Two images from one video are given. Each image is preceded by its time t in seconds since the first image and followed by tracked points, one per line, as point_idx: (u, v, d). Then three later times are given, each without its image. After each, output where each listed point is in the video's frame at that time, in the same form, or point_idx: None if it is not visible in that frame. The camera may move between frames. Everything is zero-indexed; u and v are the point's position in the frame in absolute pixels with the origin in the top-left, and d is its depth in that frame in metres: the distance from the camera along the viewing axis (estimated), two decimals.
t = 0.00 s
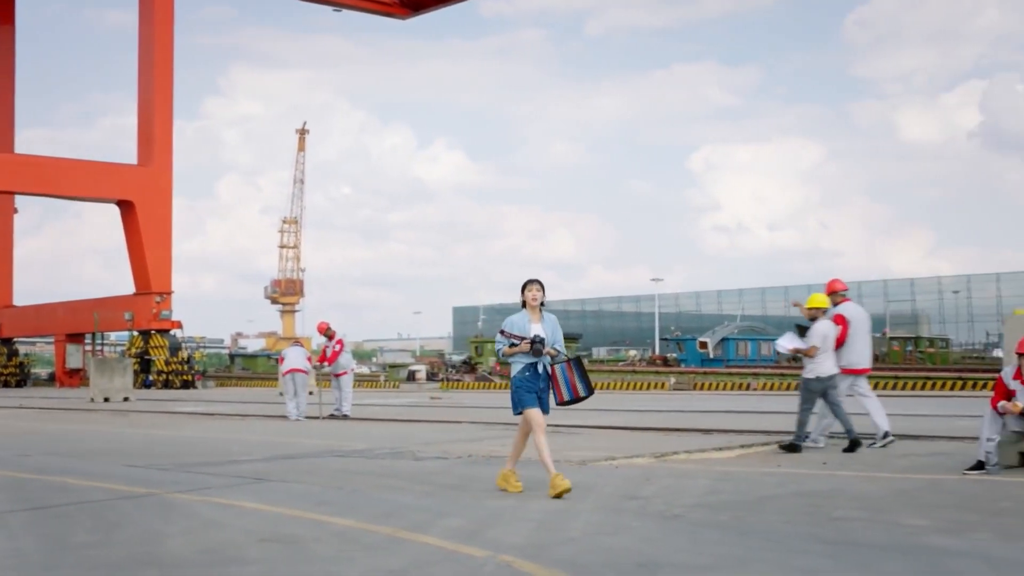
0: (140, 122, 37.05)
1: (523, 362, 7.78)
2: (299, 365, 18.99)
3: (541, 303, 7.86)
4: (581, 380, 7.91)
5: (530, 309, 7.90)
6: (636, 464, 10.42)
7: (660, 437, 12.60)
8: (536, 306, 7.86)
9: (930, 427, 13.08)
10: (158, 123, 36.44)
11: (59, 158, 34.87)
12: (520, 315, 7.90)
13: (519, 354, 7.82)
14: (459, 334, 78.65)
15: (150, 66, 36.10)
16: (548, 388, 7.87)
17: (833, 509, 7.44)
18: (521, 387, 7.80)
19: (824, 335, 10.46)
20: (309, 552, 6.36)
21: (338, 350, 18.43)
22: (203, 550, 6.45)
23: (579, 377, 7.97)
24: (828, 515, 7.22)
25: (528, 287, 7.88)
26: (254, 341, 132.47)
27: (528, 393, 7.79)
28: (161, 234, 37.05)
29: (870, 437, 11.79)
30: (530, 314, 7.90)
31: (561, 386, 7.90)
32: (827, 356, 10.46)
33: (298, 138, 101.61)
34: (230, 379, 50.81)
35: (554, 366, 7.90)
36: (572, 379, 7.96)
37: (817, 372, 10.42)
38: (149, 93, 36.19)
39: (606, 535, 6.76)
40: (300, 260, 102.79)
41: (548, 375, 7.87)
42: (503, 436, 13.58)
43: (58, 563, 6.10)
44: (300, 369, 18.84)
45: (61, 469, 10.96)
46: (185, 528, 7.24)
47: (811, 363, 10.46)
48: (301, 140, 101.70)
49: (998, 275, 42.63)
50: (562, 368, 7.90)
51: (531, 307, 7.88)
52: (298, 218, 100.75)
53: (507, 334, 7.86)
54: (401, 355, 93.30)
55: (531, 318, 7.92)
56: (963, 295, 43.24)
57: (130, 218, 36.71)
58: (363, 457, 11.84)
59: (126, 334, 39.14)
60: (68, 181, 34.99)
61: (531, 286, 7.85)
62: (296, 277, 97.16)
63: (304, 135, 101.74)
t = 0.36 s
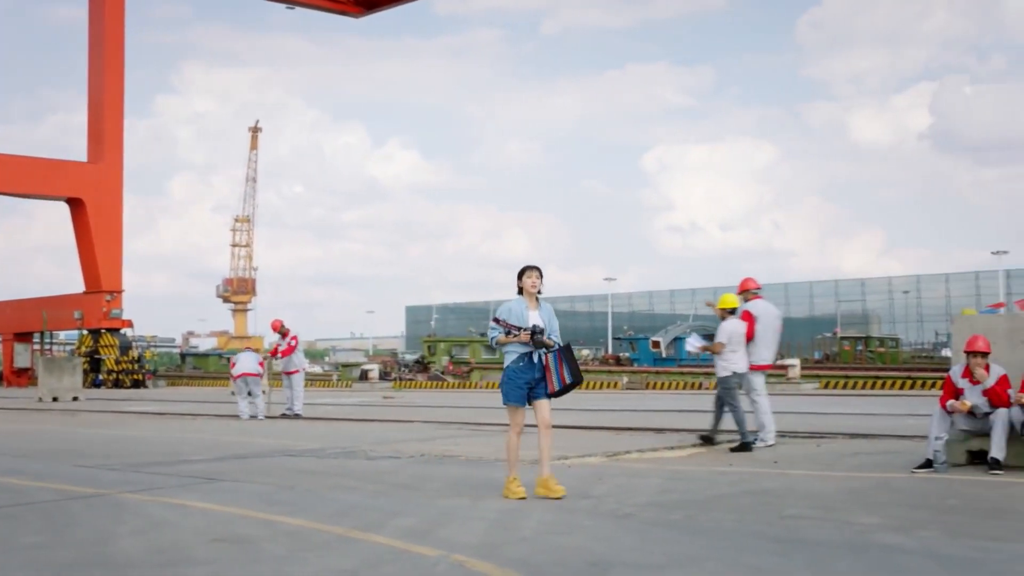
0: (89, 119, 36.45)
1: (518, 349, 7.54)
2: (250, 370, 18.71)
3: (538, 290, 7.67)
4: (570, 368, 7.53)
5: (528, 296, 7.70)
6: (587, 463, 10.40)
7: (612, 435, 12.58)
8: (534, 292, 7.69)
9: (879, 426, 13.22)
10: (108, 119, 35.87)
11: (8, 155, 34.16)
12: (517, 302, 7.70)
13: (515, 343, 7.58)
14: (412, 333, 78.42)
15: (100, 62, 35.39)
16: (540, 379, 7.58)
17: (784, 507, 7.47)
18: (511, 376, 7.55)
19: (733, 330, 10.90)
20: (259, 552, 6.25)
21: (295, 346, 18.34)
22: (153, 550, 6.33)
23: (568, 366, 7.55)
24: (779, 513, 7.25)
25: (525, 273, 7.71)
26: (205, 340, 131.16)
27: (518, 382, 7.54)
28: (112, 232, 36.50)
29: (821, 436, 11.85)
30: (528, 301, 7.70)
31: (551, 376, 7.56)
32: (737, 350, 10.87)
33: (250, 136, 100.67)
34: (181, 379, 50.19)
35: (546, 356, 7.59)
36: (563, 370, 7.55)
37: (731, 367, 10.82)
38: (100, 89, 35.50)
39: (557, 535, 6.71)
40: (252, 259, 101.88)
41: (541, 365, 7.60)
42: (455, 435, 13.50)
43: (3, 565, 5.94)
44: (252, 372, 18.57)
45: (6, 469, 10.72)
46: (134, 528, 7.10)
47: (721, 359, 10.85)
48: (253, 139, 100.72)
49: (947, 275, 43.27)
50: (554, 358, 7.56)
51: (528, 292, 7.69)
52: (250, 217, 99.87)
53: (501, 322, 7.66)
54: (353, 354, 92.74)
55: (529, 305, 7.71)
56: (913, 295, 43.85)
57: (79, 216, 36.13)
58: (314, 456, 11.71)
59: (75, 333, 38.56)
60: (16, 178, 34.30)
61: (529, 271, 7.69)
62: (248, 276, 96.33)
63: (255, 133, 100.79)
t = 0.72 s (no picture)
0: (34, 112, 35.61)
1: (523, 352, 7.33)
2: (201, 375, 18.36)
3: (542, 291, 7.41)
4: (578, 363, 7.29)
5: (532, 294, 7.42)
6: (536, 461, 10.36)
7: (562, 434, 12.56)
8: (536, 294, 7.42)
9: (826, 423, 13.34)
10: (53, 114, 35.12)
11: None
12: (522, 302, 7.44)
13: (517, 344, 7.35)
14: (361, 332, 77.97)
15: (44, 54, 34.67)
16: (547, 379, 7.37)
17: (732, 505, 7.48)
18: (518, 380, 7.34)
19: (644, 325, 11.38)
20: (204, 552, 6.12)
21: (250, 345, 18.11)
22: (95, 551, 6.16)
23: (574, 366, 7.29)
24: (727, 511, 7.27)
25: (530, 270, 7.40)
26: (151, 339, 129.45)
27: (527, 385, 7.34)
28: (57, 228, 35.80)
29: (768, 434, 11.93)
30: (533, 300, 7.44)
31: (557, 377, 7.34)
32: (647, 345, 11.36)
33: (198, 133, 99.42)
34: (127, 378, 49.42)
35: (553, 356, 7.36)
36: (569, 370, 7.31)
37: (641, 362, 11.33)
38: (44, 82, 34.75)
39: (506, 533, 6.66)
40: (199, 257, 100.65)
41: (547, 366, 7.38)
42: (404, 433, 13.39)
43: None
44: (203, 377, 18.25)
45: None
46: (76, 528, 6.93)
47: (631, 352, 11.36)
48: (201, 135, 99.47)
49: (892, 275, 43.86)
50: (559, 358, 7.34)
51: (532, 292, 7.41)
52: (198, 214, 98.67)
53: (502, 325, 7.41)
54: (301, 352, 91.89)
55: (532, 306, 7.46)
56: (860, 294, 44.37)
57: (24, 213, 35.46)
58: (261, 455, 11.55)
59: (19, 331, 37.89)
60: None
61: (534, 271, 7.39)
62: (196, 274, 95.16)
63: (203, 130, 99.55)
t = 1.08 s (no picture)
0: None
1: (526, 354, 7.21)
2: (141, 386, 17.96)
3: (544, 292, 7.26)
4: (583, 371, 7.41)
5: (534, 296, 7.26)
6: (478, 460, 10.33)
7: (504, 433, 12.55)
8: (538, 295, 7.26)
9: (765, 422, 13.49)
10: None
11: None
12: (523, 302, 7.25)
13: (522, 344, 7.20)
14: (303, 330, 77.34)
15: None
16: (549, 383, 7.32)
17: (672, 503, 7.51)
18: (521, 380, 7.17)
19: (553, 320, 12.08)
20: (142, 553, 6.01)
21: (200, 344, 17.85)
22: (29, 552, 6.02)
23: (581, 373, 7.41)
24: (668, 509, 7.30)
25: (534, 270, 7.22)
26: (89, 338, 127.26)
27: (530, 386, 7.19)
28: None
29: (709, 433, 12.02)
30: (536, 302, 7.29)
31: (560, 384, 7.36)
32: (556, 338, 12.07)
33: (138, 128, 97.89)
34: (64, 377, 48.49)
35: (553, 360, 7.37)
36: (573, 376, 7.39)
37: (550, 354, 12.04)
38: None
39: (448, 532, 6.62)
40: (139, 254, 99.13)
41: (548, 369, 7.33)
42: (345, 433, 13.28)
43: None
44: (144, 391, 17.89)
45: None
46: (9, 529, 6.76)
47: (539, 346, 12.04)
48: (142, 132, 97.99)
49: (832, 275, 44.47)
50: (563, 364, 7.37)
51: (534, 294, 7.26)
52: (138, 211, 97.16)
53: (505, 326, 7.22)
54: (243, 351, 90.86)
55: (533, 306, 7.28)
56: (801, 294, 44.92)
57: None
58: (200, 454, 11.38)
59: None
60: None
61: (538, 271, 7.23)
62: (136, 271, 93.70)
63: (144, 125, 98.04)
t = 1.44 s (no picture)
0: None
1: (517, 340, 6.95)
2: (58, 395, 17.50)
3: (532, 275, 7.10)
4: (576, 346, 7.12)
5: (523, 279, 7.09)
6: (404, 459, 10.29)
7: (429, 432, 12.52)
8: (526, 277, 7.09)
9: (689, 420, 13.64)
10: None
11: None
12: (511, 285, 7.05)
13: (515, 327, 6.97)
14: (228, 328, 76.37)
15: None
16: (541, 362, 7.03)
17: (597, 501, 7.56)
18: (508, 368, 6.94)
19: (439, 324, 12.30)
20: (60, 554, 5.88)
21: (126, 342, 17.57)
22: None
23: (572, 348, 7.12)
24: (593, 507, 7.34)
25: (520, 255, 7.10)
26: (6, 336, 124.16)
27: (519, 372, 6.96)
28: None
29: (634, 431, 12.14)
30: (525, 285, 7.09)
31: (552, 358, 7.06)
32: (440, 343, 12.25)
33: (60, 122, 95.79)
34: None
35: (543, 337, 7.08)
36: (565, 351, 7.10)
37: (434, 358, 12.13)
38: None
39: (373, 531, 6.59)
40: (59, 251, 97.00)
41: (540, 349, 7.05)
42: (269, 432, 13.13)
43: None
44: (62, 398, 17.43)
45: None
46: None
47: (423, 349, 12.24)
48: (63, 126, 95.78)
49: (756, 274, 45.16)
50: (554, 338, 7.08)
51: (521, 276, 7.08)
52: (58, 207, 95.08)
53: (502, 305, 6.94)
54: (166, 349, 89.39)
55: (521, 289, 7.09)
56: (726, 293, 45.56)
57: None
58: (120, 453, 11.17)
59: None
60: None
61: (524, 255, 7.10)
62: (56, 268, 91.66)
63: (66, 120, 95.96)
